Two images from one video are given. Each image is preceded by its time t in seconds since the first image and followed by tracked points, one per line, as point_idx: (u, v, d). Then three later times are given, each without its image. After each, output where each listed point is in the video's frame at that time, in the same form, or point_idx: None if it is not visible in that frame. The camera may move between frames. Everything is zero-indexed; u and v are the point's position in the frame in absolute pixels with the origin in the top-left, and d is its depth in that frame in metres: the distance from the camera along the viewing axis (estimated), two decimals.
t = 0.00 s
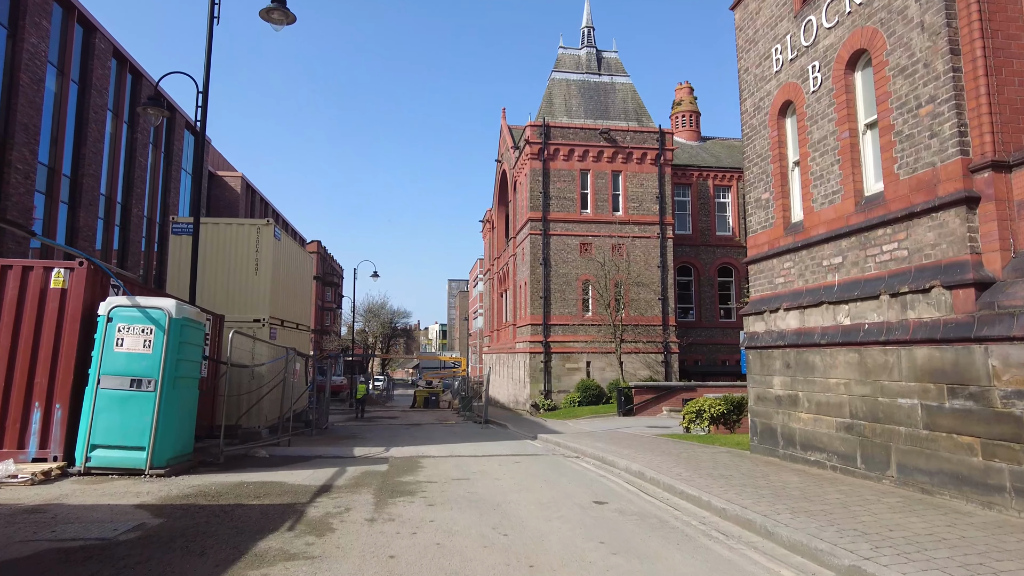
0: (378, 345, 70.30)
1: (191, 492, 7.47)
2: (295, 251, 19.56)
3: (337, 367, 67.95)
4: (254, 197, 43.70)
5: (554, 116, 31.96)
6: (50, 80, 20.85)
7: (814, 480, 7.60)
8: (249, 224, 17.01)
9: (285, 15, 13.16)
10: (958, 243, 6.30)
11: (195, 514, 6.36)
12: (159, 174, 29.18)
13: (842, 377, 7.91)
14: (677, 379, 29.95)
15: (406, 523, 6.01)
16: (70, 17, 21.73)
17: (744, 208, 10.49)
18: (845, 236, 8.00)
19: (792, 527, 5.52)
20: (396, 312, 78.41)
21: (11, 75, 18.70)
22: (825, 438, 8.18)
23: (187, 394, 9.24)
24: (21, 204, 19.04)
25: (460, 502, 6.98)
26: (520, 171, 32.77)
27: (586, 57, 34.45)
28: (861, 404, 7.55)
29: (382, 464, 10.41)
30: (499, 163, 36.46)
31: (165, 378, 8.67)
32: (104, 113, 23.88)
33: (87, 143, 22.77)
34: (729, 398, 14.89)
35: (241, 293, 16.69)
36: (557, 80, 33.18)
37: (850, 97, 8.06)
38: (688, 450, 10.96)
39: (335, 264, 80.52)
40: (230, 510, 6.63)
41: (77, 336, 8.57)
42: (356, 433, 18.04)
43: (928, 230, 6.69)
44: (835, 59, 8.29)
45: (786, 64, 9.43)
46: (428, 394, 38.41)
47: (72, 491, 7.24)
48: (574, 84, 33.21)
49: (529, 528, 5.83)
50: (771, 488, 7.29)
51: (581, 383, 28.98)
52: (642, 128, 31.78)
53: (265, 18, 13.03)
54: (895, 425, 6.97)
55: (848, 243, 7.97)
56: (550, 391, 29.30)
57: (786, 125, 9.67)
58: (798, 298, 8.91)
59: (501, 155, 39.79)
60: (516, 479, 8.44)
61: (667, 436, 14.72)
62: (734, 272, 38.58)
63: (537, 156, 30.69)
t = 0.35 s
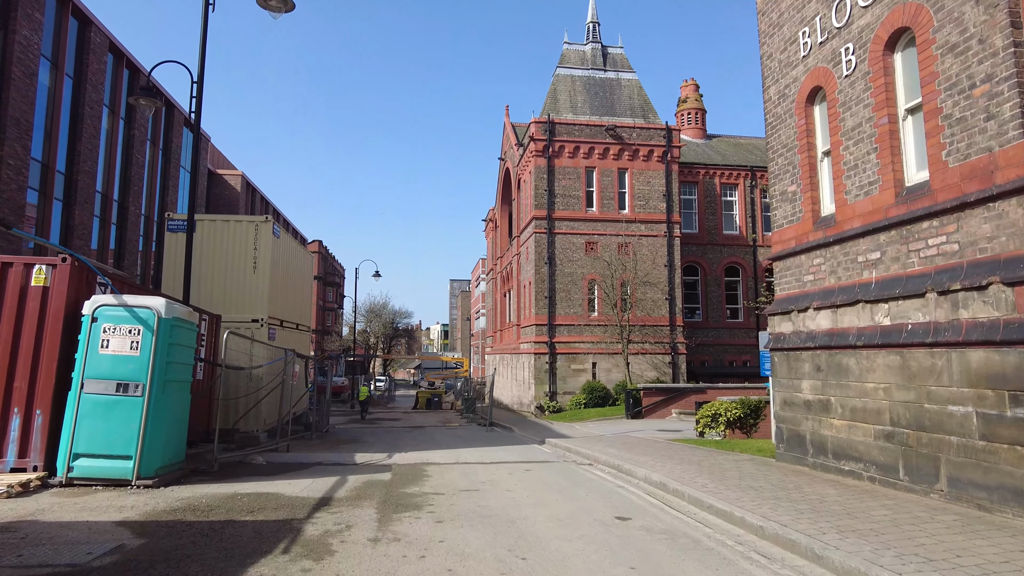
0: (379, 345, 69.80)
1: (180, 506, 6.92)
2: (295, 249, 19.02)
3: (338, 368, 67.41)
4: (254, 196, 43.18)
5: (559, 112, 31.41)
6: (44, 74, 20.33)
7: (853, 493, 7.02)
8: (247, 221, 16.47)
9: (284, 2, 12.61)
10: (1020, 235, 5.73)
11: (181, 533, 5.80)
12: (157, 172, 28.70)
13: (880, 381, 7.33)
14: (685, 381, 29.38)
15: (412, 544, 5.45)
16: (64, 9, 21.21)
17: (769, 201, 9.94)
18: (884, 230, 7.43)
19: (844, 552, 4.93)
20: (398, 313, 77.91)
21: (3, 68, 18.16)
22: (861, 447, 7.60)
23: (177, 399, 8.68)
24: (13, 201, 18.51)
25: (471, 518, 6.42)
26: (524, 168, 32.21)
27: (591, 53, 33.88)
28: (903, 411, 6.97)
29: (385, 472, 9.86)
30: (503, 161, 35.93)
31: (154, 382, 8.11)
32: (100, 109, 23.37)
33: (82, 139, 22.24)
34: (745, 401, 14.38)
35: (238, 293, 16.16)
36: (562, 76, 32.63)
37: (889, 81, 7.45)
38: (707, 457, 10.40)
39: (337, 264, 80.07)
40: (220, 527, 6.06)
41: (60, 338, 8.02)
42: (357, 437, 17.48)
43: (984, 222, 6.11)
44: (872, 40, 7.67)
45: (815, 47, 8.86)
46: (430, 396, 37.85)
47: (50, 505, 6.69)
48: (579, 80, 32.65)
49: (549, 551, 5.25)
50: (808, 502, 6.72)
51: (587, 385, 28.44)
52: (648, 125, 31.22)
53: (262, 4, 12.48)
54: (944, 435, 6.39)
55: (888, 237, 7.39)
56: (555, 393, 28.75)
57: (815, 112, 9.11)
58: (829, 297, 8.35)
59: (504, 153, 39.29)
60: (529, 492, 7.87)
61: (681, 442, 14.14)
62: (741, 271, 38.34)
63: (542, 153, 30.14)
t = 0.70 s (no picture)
0: (383, 346, 69.39)
1: (169, 517, 6.41)
2: (297, 247, 18.53)
3: (342, 369, 66.97)
4: (257, 194, 42.82)
5: (566, 108, 30.89)
6: (41, 67, 19.91)
7: (898, 505, 6.45)
8: (247, 216, 16.00)
9: None
10: None
11: (165, 549, 5.27)
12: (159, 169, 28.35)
13: (925, 384, 6.76)
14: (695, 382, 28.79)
15: (418, 564, 4.90)
16: (63, 2, 20.78)
17: (795, 192, 9.39)
18: (927, 219, 6.86)
19: None
20: (402, 313, 77.53)
21: None
22: (901, 454, 7.03)
23: (169, 400, 8.18)
24: (8, 196, 18.06)
25: (482, 533, 5.88)
26: (530, 166, 31.69)
27: (599, 48, 33.35)
28: (953, 416, 6.39)
29: (389, 479, 9.35)
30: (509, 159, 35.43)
31: (143, 383, 7.60)
32: (100, 104, 22.96)
33: (80, 134, 21.80)
34: (763, 404, 13.76)
35: (238, 291, 15.68)
36: (569, 72, 32.12)
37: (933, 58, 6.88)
38: (729, 464, 9.82)
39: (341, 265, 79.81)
40: (210, 541, 5.55)
41: (42, 337, 7.52)
42: (360, 439, 16.96)
43: None
44: (914, 15, 7.09)
45: (847, 27, 8.31)
46: (435, 397, 37.32)
47: (29, 515, 6.17)
48: (586, 76, 32.13)
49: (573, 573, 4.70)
50: (851, 515, 6.16)
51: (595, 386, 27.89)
52: (657, 121, 30.67)
53: None
54: (1003, 443, 5.82)
55: (932, 228, 6.83)
56: (562, 394, 28.19)
57: (847, 97, 8.56)
58: (865, 293, 7.79)
59: (510, 151, 38.83)
60: (543, 502, 7.32)
61: (697, 446, 13.57)
62: (751, 270, 37.86)
63: (549, 151, 29.62)
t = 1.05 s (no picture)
0: (383, 346, 68.87)
1: (146, 525, 5.87)
2: (293, 241, 18.00)
3: (342, 368, 66.47)
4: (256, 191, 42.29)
5: (569, 102, 30.33)
6: (31, 58, 19.38)
7: (944, 511, 5.90)
8: (241, 209, 15.47)
9: None
10: None
11: (134, 565, 4.71)
12: (154, 164, 27.88)
13: (971, 379, 6.20)
14: (701, 381, 28.22)
15: None
16: None
17: (819, 175, 8.83)
18: (972, 199, 6.29)
19: None
20: (403, 313, 77.03)
21: None
22: (943, 456, 6.46)
23: (150, 399, 7.62)
24: None
25: (489, 544, 5.32)
26: (533, 161, 31.14)
27: (602, 41, 32.78)
28: (1004, 414, 5.83)
29: (388, 482, 8.80)
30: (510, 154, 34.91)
31: (122, 381, 7.05)
32: (93, 97, 22.43)
33: (72, 127, 21.28)
34: (779, 402, 13.22)
35: (231, 287, 15.14)
36: (572, 65, 31.56)
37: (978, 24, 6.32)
38: (747, 466, 9.25)
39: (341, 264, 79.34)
40: (187, 555, 5.00)
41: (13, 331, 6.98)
42: (359, 440, 16.41)
43: None
44: None
45: None
46: (436, 396, 36.80)
47: None
48: (589, 70, 31.57)
49: None
50: (895, 523, 5.60)
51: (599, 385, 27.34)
52: (662, 115, 30.11)
53: None
54: None
55: (977, 209, 6.27)
56: (566, 393, 27.66)
57: (876, 72, 7.99)
58: (899, 282, 7.23)
59: (512, 147, 38.32)
60: (554, 509, 6.77)
61: (709, 446, 13.00)
62: (757, 267, 37.37)
63: (551, 145, 29.07)
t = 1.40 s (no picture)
0: (385, 346, 68.36)
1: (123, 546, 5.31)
2: (292, 238, 17.45)
3: (343, 368, 65.95)
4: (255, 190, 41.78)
5: (574, 98, 29.78)
6: (22, 50, 18.87)
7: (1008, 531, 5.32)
8: (238, 204, 14.93)
9: None
10: None
11: None
12: (151, 161, 27.39)
13: None
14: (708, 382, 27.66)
15: None
16: None
17: (849, 165, 8.26)
18: None
19: None
20: (404, 312, 76.56)
21: None
22: (999, 469, 5.90)
23: (133, 404, 7.06)
24: None
25: (503, 570, 4.74)
26: (537, 158, 30.59)
27: (607, 36, 32.20)
28: None
29: (390, 493, 8.24)
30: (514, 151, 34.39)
31: (102, 386, 6.49)
32: (86, 91, 21.90)
33: (65, 122, 20.77)
34: (799, 405, 12.68)
35: (227, 285, 14.60)
36: (576, 60, 31.00)
37: None
38: (773, 475, 8.67)
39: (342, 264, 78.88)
40: None
41: None
42: (360, 444, 15.87)
43: None
44: None
45: None
46: (438, 397, 36.28)
47: None
48: (594, 65, 31.02)
49: None
50: (956, 545, 5.01)
51: (605, 386, 26.80)
52: (668, 110, 29.55)
53: None
54: None
55: None
56: (571, 394, 27.12)
57: (915, 53, 7.41)
58: (944, 277, 6.65)
59: (515, 144, 37.82)
60: (571, 526, 6.21)
61: (726, 451, 12.44)
62: (764, 266, 36.86)
63: (556, 141, 28.50)
